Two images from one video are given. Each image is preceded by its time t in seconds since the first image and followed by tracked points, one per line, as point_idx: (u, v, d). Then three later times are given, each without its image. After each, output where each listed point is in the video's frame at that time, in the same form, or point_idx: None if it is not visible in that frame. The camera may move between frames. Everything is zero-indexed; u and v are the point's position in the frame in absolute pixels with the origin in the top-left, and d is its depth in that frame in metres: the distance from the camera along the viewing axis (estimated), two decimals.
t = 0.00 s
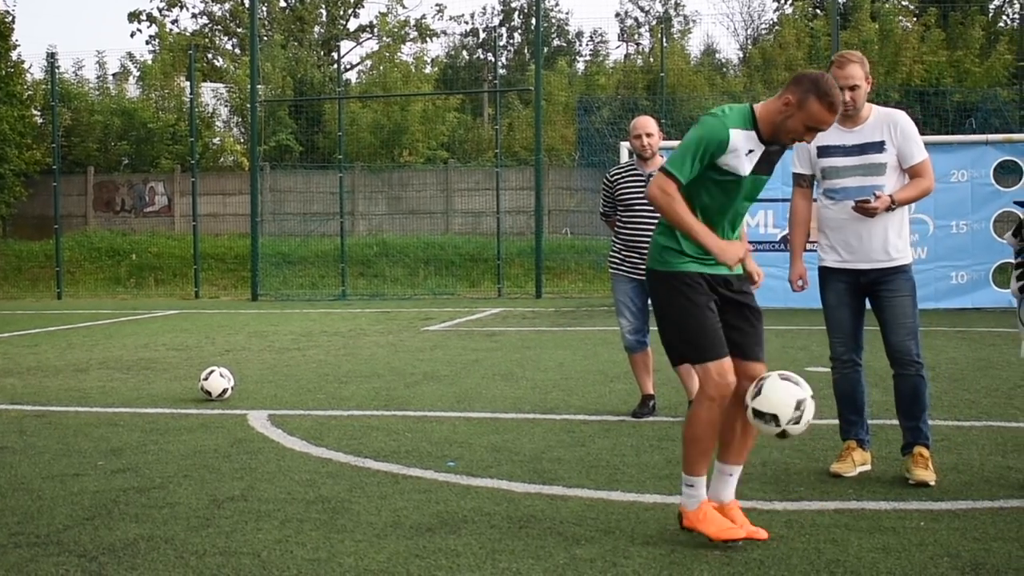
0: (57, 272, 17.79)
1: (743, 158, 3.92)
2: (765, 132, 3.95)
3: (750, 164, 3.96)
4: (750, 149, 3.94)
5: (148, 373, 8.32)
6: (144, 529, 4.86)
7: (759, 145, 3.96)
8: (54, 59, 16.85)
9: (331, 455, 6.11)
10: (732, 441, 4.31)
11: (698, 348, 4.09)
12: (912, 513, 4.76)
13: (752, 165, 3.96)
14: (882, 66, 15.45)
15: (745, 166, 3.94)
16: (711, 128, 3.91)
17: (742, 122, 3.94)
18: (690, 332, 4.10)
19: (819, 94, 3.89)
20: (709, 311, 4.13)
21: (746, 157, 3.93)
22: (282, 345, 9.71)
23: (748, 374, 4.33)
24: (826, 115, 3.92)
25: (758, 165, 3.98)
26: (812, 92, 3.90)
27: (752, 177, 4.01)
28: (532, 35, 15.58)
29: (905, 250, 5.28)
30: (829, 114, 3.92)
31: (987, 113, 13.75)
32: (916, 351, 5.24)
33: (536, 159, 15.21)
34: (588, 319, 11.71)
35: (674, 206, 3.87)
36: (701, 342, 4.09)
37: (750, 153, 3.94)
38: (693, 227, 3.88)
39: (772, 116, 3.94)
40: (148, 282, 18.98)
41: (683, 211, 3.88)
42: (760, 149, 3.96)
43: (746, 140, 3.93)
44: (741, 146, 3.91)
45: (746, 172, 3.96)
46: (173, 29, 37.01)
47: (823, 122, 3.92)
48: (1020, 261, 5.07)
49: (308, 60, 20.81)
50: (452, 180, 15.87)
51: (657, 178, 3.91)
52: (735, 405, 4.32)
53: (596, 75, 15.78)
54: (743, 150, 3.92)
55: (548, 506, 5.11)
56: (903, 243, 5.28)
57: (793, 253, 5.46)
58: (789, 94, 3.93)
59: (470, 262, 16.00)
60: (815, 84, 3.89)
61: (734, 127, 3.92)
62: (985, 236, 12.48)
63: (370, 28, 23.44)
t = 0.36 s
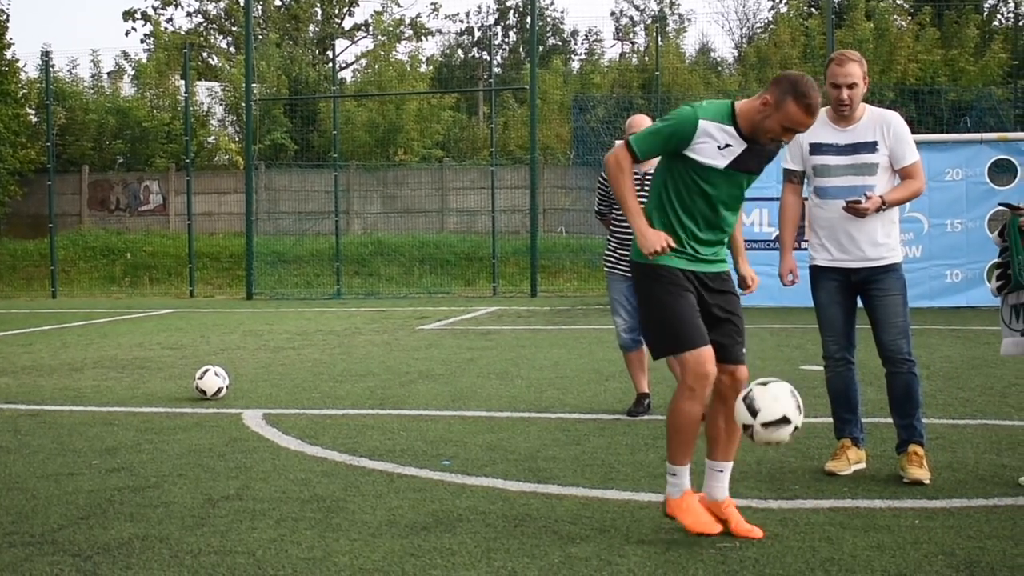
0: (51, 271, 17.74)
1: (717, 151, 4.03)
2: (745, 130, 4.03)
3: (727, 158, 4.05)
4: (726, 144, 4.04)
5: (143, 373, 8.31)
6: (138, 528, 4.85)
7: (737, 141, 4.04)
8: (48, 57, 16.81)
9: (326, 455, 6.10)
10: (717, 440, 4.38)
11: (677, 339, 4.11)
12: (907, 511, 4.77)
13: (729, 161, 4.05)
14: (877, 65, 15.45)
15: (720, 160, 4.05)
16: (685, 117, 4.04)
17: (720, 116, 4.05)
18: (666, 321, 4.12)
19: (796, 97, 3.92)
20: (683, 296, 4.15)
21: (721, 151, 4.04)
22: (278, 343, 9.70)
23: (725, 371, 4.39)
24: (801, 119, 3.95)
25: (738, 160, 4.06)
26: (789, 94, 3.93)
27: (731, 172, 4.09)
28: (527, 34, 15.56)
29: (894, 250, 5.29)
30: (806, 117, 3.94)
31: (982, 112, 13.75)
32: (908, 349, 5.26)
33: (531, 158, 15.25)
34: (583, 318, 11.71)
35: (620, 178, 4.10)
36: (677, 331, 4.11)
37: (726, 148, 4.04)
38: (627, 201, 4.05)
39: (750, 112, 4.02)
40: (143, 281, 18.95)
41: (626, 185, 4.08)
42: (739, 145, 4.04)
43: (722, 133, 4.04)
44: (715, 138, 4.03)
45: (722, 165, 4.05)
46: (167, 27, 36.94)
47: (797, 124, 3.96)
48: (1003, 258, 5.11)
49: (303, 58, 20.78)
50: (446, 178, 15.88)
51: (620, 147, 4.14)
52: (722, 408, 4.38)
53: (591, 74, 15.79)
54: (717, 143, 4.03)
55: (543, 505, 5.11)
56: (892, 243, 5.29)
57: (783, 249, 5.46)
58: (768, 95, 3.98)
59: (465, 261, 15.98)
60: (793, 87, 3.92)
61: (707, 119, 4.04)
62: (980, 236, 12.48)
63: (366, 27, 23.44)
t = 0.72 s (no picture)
0: (38, 271, 17.69)
1: (693, 169, 3.97)
2: (710, 142, 3.99)
3: (700, 173, 4.00)
4: (699, 160, 3.98)
5: (130, 372, 8.29)
6: (125, 528, 4.84)
7: (705, 154, 4.00)
8: (35, 56, 16.78)
9: (313, 454, 6.09)
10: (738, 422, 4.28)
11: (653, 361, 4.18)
12: (894, 510, 4.78)
13: (703, 173, 4.01)
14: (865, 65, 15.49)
15: (696, 175, 4.00)
16: (662, 148, 3.91)
17: (685, 134, 3.97)
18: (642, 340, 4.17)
19: (757, 101, 3.91)
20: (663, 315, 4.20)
21: (695, 168, 3.98)
22: (265, 343, 9.69)
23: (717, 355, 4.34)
24: (767, 121, 3.93)
25: (708, 171, 4.03)
26: (750, 100, 3.92)
27: (705, 182, 4.05)
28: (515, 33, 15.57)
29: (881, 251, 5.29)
30: (770, 121, 3.92)
31: (969, 111, 13.79)
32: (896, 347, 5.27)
33: (519, 157, 15.23)
34: (574, 318, 11.70)
35: (654, 232, 3.86)
36: (655, 350, 4.18)
37: (698, 163, 3.98)
38: (678, 246, 3.87)
39: (712, 123, 3.98)
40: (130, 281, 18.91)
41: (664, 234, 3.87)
42: (707, 157, 4.00)
43: (695, 152, 3.97)
44: (690, 157, 3.95)
45: (696, 180, 4.01)
46: (155, 26, 36.86)
47: (764, 127, 3.94)
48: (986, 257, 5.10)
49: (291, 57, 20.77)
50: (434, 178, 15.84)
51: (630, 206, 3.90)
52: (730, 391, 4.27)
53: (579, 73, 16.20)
54: (692, 161, 3.97)
55: (531, 504, 5.11)
56: (879, 245, 5.29)
57: (772, 245, 5.45)
58: (728, 102, 3.96)
59: (454, 260, 15.98)
60: (752, 92, 3.92)
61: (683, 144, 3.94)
62: (968, 235, 12.52)
63: (354, 26, 23.46)
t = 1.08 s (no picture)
0: (25, 271, 17.62)
1: (663, 161, 4.12)
2: (684, 133, 4.14)
3: (673, 167, 4.14)
4: (670, 153, 4.14)
5: (116, 372, 8.25)
6: (112, 528, 4.82)
7: (679, 147, 4.15)
8: (22, 56, 16.71)
9: (300, 454, 6.08)
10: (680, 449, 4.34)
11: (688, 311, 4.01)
12: (881, 509, 4.79)
13: (676, 167, 4.14)
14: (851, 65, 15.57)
15: (668, 169, 4.13)
16: (628, 136, 4.13)
17: (657, 127, 4.15)
18: (679, 317, 4.01)
19: (722, 81, 4.00)
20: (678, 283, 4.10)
21: (666, 160, 4.13)
22: (252, 342, 9.67)
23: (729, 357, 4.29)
24: (733, 96, 4.00)
25: (683, 167, 4.16)
26: (715, 80, 4.01)
27: (682, 179, 4.17)
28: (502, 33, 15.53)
29: (870, 250, 5.30)
30: (737, 97, 4.00)
31: (954, 111, 13.83)
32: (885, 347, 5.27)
33: (507, 157, 15.22)
34: (562, 317, 11.70)
35: (583, 207, 4.09)
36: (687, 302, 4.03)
37: (670, 156, 4.14)
38: (598, 226, 4.03)
39: (687, 115, 4.14)
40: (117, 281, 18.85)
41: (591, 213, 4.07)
42: (682, 150, 4.15)
43: (665, 143, 4.13)
44: (659, 148, 4.12)
45: (670, 175, 4.13)
46: (142, 25, 36.72)
47: (731, 103, 4.00)
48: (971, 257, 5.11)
49: (278, 56, 20.73)
50: (422, 177, 15.79)
51: (575, 183, 4.14)
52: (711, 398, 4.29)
53: (567, 72, 15.92)
54: (662, 154, 4.13)
55: (519, 504, 5.10)
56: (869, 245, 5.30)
57: (764, 244, 5.44)
58: (697, 88, 4.07)
59: (441, 260, 16.01)
60: (715, 72, 4.01)
61: (649, 133, 4.13)
62: (953, 236, 12.56)
63: (341, 25, 23.40)
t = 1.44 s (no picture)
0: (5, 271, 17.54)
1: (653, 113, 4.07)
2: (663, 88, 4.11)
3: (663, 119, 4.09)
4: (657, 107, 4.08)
5: (96, 373, 8.22)
6: (92, 529, 4.80)
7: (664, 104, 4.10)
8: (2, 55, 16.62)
9: (281, 454, 6.07)
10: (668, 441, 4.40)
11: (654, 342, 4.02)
12: (861, 508, 4.81)
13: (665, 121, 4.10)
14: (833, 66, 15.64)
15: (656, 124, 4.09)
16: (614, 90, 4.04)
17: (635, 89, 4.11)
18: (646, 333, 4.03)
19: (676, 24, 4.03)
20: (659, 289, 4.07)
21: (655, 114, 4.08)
22: (233, 342, 9.64)
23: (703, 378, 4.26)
24: (690, 38, 3.98)
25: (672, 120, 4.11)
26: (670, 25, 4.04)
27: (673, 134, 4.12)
28: (484, 32, 15.53)
29: (852, 250, 5.29)
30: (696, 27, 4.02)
31: (935, 111, 13.88)
32: (865, 346, 5.29)
33: (489, 156, 15.21)
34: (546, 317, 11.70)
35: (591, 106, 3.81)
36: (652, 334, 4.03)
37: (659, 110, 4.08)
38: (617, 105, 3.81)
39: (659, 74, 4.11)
40: (97, 280, 18.79)
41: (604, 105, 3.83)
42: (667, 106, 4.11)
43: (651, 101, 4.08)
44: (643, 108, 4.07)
45: (663, 125, 4.08)
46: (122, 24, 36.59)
47: (695, 46, 3.99)
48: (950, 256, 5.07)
49: (259, 56, 20.69)
50: (404, 176, 15.93)
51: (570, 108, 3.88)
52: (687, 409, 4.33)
53: (548, 72, 15.65)
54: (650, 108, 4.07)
55: (500, 504, 5.10)
56: (850, 245, 5.29)
57: (748, 242, 5.42)
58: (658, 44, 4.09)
59: (422, 259, 16.10)
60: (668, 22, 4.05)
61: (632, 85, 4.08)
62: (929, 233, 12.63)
63: (323, 25, 23.37)
